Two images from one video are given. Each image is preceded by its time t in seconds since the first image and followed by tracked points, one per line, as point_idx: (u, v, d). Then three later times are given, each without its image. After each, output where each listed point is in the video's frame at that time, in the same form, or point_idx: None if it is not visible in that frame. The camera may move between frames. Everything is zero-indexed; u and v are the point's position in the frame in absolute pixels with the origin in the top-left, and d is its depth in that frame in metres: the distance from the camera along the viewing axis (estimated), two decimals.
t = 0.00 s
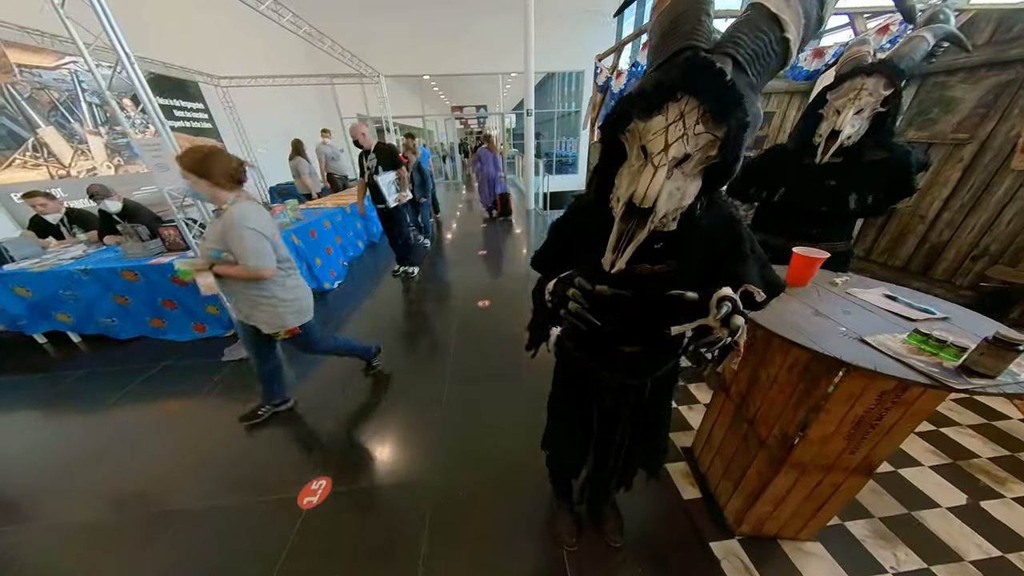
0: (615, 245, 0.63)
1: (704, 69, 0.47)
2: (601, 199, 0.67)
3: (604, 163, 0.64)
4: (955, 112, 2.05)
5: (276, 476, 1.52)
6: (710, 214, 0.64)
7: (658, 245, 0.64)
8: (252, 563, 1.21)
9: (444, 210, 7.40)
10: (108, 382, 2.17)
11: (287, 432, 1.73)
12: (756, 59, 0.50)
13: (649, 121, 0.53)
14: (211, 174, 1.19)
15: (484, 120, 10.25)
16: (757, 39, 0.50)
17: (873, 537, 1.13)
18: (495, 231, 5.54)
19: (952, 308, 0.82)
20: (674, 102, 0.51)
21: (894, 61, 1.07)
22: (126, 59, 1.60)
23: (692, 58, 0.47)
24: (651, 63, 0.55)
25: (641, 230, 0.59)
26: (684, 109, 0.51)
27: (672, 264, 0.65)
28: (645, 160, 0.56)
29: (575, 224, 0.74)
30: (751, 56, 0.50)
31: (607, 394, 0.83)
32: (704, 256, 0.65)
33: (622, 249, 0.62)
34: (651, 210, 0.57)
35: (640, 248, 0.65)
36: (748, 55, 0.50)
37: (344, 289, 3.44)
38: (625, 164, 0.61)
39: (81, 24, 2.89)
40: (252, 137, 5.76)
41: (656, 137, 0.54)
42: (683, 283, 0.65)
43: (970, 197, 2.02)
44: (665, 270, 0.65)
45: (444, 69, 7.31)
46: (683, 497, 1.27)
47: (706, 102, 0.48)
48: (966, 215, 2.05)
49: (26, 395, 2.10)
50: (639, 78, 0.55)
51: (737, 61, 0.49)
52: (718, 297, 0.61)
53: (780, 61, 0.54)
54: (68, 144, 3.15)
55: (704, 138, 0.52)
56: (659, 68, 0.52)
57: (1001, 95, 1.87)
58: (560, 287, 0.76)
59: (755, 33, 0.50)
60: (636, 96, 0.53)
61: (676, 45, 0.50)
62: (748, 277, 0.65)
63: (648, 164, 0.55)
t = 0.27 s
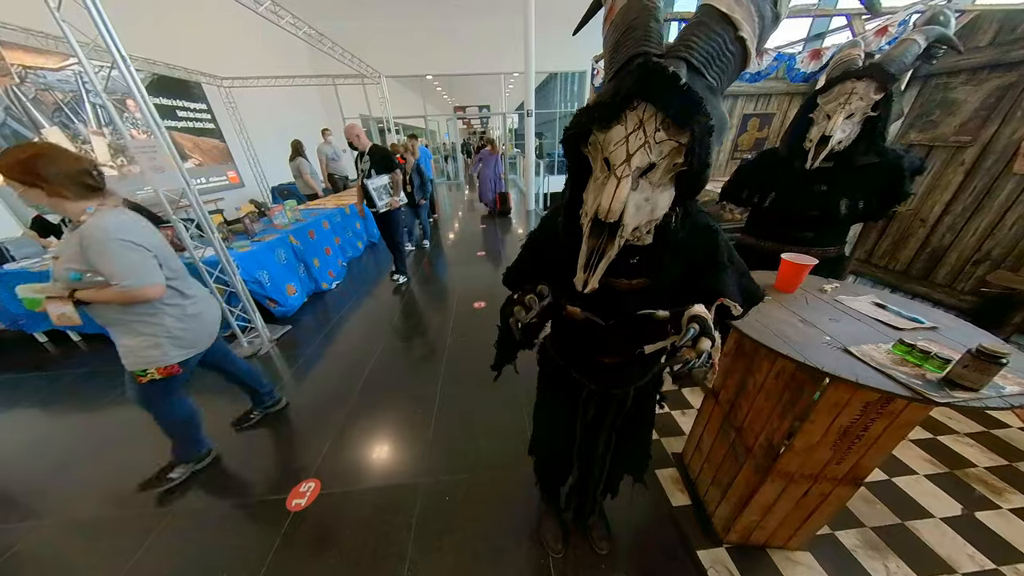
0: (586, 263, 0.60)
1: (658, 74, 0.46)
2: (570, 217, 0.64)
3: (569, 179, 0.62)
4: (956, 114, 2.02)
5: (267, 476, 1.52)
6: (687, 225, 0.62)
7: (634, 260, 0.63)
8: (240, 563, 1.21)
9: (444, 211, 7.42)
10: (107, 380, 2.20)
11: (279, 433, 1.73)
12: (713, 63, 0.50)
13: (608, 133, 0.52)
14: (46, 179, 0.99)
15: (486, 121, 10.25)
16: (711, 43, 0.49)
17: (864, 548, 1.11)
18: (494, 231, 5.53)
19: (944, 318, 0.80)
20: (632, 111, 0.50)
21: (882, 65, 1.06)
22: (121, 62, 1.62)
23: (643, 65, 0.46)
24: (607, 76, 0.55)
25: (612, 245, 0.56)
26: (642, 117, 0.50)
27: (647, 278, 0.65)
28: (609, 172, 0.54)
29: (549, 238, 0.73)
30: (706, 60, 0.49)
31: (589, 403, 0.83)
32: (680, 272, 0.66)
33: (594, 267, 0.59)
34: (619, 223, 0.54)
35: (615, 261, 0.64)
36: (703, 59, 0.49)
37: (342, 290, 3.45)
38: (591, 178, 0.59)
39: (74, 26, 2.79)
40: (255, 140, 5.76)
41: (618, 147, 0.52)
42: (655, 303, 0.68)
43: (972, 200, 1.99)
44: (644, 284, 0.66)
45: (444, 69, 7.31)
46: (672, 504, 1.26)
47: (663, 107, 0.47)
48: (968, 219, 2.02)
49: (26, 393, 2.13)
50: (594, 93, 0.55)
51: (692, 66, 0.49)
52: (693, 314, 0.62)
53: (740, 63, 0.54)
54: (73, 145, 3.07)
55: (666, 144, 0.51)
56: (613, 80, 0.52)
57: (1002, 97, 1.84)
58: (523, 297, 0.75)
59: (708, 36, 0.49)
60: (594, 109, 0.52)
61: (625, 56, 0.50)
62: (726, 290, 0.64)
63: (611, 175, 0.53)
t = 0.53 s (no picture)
0: (553, 253, 0.58)
1: (620, 58, 0.46)
2: (542, 210, 0.64)
3: (542, 171, 0.62)
4: (955, 115, 2.01)
5: (260, 476, 1.52)
6: (662, 228, 0.64)
7: (613, 266, 0.66)
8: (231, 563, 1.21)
9: (444, 211, 7.42)
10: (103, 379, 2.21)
11: (273, 434, 1.74)
12: (676, 51, 0.49)
13: (575, 120, 0.52)
14: None
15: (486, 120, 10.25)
16: (673, 31, 0.49)
17: (856, 553, 1.10)
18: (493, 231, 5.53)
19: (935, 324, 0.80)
20: (597, 96, 0.50)
21: (881, 68, 1.05)
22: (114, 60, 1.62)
23: (606, 50, 0.47)
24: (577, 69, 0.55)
25: (578, 234, 0.54)
26: (608, 100, 0.50)
27: (627, 283, 0.68)
28: (576, 157, 0.53)
29: (524, 241, 0.71)
30: (669, 46, 0.49)
31: (575, 409, 0.83)
32: (657, 273, 0.67)
33: (559, 257, 0.57)
34: (584, 208, 0.53)
35: (594, 269, 0.67)
36: (667, 46, 0.49)
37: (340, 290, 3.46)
38: (561, 168, 0.58)
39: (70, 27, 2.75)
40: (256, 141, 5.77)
41: (584, 132, 0.51)
42: (636, 308, 0.69)
43: (970, 202, 1.97)
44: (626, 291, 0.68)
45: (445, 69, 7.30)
46: (663, 507, 1.26)
47: (627, 89, 0.47)
48: (967, 220, 2.00)
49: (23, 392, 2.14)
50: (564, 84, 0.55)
51: (655, 53, 0.48)
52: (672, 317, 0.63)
53: (706, 55, 0.53)
54: (73, 144, 3.08)
55: (633, 130, 0.51)
56: (581, 70, 0.52)
57: (1001, 99, 1.82)
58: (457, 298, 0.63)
59: (670, 24, 0.49)
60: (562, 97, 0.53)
61: (590, 47, 0.50)
62: (703, 294, 0.65)
63: (577, 160, 0.53)
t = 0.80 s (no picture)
0: (559, 261, 0.55)
1: (613, 64, 0.46)
2: (536, 220, 0.62)
3: (531, 182, 0.60)
4: (953, 118, 2.00)
5: (254, 481, 1.51)
6: (646, 234, 0.70)
7: (602, 272, 0.67)
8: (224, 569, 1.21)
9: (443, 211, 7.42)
10: (99, 381, 2.20)
11: (268, 437, 1.73)
12: (660, 58, 0.49)
13: (566, 125, 0.50)
14: None
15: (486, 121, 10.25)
16: (655, 40, 0.49)
17: (850, 559, 1.10)
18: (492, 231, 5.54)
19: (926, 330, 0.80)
20: (590, 100, 0.49)
21: (886, 78, 1.04)
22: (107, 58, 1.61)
23: (597, 57, 0.46)
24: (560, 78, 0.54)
25: (584, 239, 0.53)
26: (600, 105, 0.49)
27: (617, 289, 0.69)
28: (573, 163, 0.51)
29: (511, 253, 0.70)
30: (655, 54, 0.49)
31: (567, 422, 0.82)
32: (645, 275, 0.71)
33: (567, 264, 0.55)
34: (590, 212, 0.51)
35: (584, 277, 0.67)
36: (652, 53, 0.49)
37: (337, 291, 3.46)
38: (553, 174, 0.57)
39: (61, 27, 2.69)
40: (255, 140, 5.77)
41: (580, 137, 0.50)
42: (628, 315, 0.72)
43: (968, 206, 1.97)
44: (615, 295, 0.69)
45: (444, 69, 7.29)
46: (658, 513, 1.25)
47: (622, 93, 0.47)
48: (964, 224, 2.00)
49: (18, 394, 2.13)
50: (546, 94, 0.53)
51: (644, 56, 0.48)
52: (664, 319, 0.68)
53: (685, 64, 0.54)
54: (70, 145, 3.06)
55: (629, 133, 0.50)
56: (566, 78, 0.51)
57: (996, 103, 1.83)
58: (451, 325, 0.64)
59: (650, 31, 0.49)
60: (551, 103, 0.51)
61: (573, 57, 0.50)
62: (688, 294, 0.72)
63: (576, 166, 0.51)
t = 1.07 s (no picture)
0: (562, 264, 0.51)
1: (608, 58, 0.43)
2: (534, 223, 0.59)
3: (528, 185, 0.58)
4: (951, 119, 1.99)
5: (246, 488, 1.48)
6: (641, 236, 0.69)
7: (600, 277, 0.64)
8: None
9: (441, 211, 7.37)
10: (87, 386, 2.15)
11: (261, 442, 1.70)
12: (654, 53, 0.47)
13: (562, 122, 0.48)
14: None
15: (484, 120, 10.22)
16: (649, 33, 0.46)
17: (851, 566, 1.09)
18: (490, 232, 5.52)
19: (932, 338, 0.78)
20: (586, 96, 0.47)
21: (892, 78, 1.02)
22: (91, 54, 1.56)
23: (591, 50, 0.44)
24: (549, 78, 0.51)
25: (587, 239, 0.50)
26: (597, 100, 0.47)
27: (615, 293, 0.66)
28: (571, 161, 0.48)
29: (506, 261, 0.67)
30: (648, 49, 0.46)
31: (564, 435, 0.80)
32: (642, 278, 0.69)
33: (572, 267, 0.51)
34: (593, 210, 0.48)
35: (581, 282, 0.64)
36: (647, 47, 0.46)
37: (333, 293, 3.42)
38: (549, 174, 0.54)
39: (45, 25, 2.60)
40: (250, 139, 5.71)
41: (577, 133, 0.47)
42: (625, 323, 0.69)
43: (966, 208, 1.97)
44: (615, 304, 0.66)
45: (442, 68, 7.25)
46: (657, 520, 1.23)
47: (620, 86, 0.44)
48: (962, 225, 2.00)
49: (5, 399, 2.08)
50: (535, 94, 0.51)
51: (640, 50, 0.45)
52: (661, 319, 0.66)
53: (678, 60, 0.51)
54: (60, 144, 3.00)
55: (627, 129, 0.48)
56: (557, 76, 0.48)
57: (996, 105, 1.82)
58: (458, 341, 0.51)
59: (643, 24, 0.46)
60: (544, 100, 0.48)
61: (562, 54, 0.47)
62: (682, 296, 0.68)
63: (575, 164, 0.48)
